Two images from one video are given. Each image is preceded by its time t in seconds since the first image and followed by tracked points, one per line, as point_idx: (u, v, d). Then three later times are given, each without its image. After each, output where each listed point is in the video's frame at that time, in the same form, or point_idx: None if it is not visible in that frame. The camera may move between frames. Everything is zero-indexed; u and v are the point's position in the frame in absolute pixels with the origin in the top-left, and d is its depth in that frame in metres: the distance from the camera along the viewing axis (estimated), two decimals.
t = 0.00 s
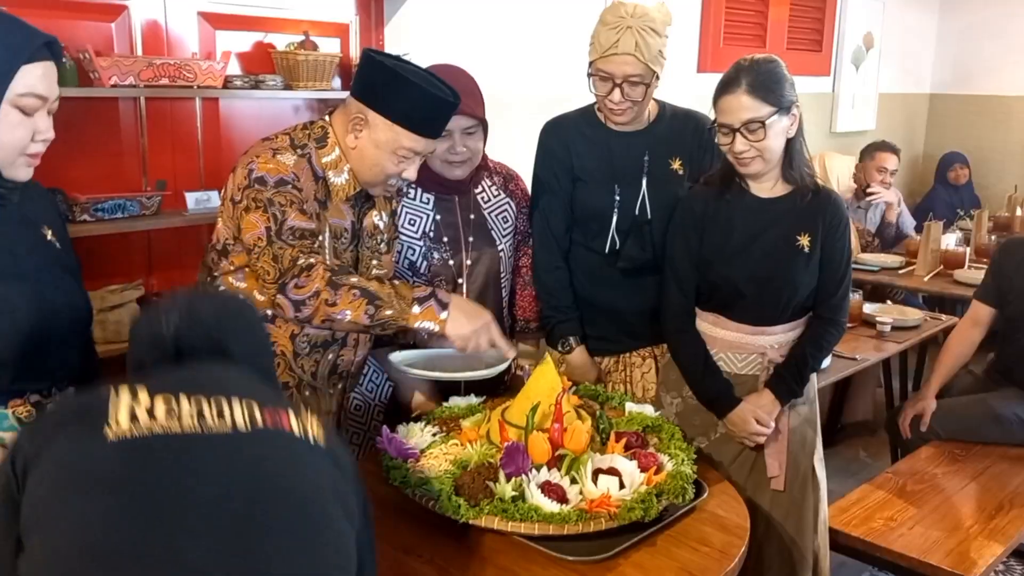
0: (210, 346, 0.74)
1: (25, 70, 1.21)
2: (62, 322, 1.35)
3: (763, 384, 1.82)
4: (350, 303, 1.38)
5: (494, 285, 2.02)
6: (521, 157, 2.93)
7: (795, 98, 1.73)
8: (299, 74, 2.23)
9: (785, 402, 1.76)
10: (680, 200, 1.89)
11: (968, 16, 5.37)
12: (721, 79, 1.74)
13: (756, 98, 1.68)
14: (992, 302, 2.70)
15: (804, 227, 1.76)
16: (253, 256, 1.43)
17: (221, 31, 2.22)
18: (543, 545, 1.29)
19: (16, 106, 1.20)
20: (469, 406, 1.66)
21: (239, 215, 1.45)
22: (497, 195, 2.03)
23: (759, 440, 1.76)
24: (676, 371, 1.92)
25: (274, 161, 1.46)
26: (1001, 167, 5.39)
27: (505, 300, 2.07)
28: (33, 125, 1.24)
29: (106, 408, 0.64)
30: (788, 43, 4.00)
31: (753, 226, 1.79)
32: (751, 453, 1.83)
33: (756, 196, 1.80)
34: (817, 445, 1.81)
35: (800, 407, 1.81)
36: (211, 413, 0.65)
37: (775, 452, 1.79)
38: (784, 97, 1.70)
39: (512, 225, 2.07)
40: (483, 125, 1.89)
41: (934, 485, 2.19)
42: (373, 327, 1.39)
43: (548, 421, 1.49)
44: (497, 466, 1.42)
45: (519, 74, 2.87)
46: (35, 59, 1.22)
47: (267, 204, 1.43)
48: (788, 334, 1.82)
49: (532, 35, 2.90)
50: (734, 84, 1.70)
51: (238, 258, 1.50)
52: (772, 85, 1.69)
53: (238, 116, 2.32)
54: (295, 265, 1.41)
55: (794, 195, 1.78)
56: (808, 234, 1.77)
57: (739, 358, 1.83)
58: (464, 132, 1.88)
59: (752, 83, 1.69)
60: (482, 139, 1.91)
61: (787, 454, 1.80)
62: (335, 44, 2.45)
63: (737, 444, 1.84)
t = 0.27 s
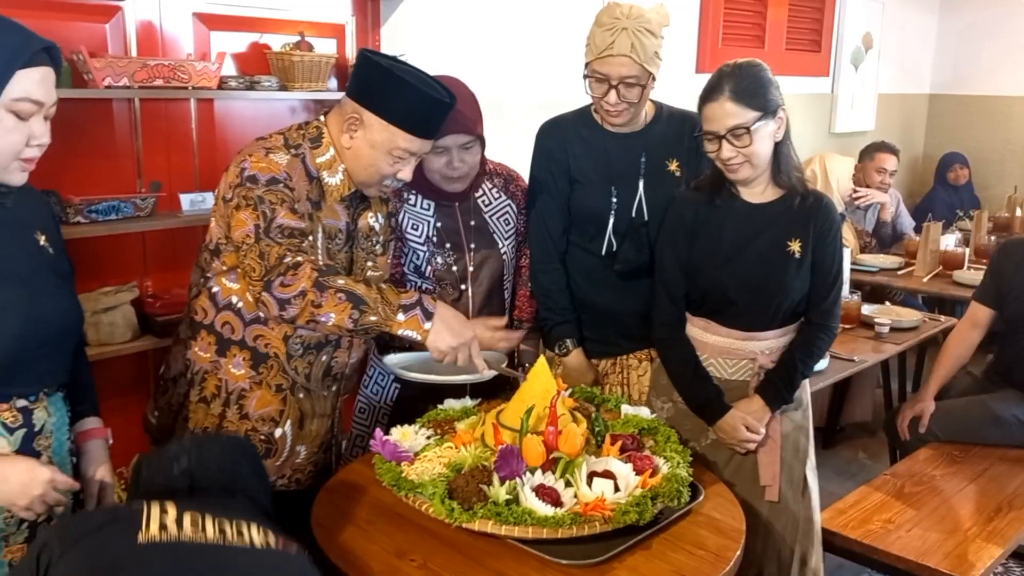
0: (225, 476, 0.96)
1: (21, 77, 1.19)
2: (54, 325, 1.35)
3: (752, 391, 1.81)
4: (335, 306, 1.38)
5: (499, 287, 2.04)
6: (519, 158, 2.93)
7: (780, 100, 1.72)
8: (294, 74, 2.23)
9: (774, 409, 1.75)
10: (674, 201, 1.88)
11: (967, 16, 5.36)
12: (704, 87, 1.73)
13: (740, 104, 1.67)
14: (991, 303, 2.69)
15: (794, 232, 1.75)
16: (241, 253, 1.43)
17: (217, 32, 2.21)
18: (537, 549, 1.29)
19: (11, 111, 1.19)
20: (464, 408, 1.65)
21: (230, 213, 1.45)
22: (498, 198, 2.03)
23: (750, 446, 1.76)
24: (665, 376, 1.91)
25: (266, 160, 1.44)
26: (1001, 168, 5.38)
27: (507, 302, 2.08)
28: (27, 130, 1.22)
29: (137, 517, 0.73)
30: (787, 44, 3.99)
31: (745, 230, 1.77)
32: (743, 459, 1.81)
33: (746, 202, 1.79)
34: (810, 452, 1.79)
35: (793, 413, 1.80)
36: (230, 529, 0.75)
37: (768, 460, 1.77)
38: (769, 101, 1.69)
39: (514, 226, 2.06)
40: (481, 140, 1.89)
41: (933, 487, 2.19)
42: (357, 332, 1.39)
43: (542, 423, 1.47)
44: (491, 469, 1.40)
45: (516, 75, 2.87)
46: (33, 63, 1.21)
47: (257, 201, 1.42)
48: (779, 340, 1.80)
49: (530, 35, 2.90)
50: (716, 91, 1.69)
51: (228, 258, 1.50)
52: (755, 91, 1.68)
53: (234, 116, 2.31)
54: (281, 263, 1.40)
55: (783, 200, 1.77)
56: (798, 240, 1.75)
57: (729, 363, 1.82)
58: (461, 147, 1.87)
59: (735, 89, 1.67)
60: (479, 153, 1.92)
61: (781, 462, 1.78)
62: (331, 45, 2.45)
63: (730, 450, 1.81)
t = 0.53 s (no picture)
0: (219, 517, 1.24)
1: None
2: (36, 324, 1.34)
3: (741, 393, 1.79)
4: (319, 302, 1.37)
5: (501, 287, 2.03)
6: (510, 157, 2.92)
7: (779, 101, 1.71)
8: (284, 74, 2.22)
9: (763, 413, 1.73)
10: (666, 207, 1.87)
11: (963, 16, 5.36)
12: (703, 85, 1.72)
13: (736, 103, 1.66)
14: (983, 302, 2.69)
15: (787, 234, 1.73)
16: (226, 250, 1.43)
17: (206, 31, 2.21)
18: (522, 548, 1.29)
19: None
20: (451, 407, 1.65)
21: (215, 211, 1.44)
22: (496, 197, 2.01)
23: (739, 448, 1.75)
24: (658, 377, 1.89)
25: (251, 158, 1.44)
26: (996, 168, 5.38)
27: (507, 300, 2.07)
28: (9, 126, 1.21)
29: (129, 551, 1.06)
30: (781, 43, 3.99)
31: (736, 231, 1.76)
32: (733, 462, 1.80)
33: (740, 202, 1.78)
34: (801, 458, 1.78)
35: (785, 417, 1.78)
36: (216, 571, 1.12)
37: (757, 464, 1.77)
38: (767, 100, 1.68)
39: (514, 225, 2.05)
40: (477, 144, 1.92)
41: (924, 486, 2.18)
42: (342, 329, 1.39)
43: (528, 423, 1.47)
44: (476, 469, 1.40)
45: (508, 74, 2.87)
46: (10, 58, 1.20)
47: (242, 198, 1.41)
48: (770, 341, 1.78)
49: (520, 34, 2.89)
50: (714, 89, 1.68)
51: (214, 256, 1.47)
52: (753, 91, 1.67)
53: (224, 115, 2.31)
54: (266, 259, 1.40)
55: (778, 201, 1.75)
56: (791, 242, 1.73)
57: (718, 364, 1.81)
58: (457, 151, 1.89)
59: (733, 87, 1.67)
60: (476, 156, 1.93)
61: (773, 465, 1.77)
62: (322, 44, 2.44)
63: (719, 453, 1.80)
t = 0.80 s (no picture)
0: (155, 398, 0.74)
1: None
2: (17, 328, 1.33)
3: (746, 400, 1.78)
4: (305, 307, 1.37)
5: (499, 290, 2.01)
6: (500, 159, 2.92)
7: (792, 102, 1.69)
8: (271, 76, 2.22)
9: (763, 421, 1.71)
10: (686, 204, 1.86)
11: (956, 17, 5.36)
12: (716, 82, 1.73)
13: (745, 100, 1.65)
14: (972, 303, 2.70)
15: (791, 239, 1.70)
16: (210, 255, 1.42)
17: (193, 33, 2.20)
18: (506, 554, 1.28)
19: None
20: (439, 411, 1.64)
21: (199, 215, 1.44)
22: (493, 200, 1.99)
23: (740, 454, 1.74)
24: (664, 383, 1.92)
25: (236, 162, 1.42)
26: (989, 168, 5.39)
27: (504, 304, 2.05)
28: None
29: (47, 468, 0.69)
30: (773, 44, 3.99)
31: (740, 233, 1.74)
32: (738, 471, 1.79)
33: (749, 204, 1.75)
34: (812, 469, 1.74)
35: (793, 429, 1.75)
36: (152, 476, 0.69)
37: (761, 472, 1.76)
38: (779, 100, 1.66)
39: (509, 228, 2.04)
40: (480, 145, 1.89)
41: (915, 487, 2.18)
42: (328, 334, 1.38)
43: (514, 427, 1.47)
44: (462, 474, 1.39)
45: (498, 76, 2.86)
46: None
47: (227, 203, 1.40)
48: (775, 349, 1.76)
49: (510, 35, 2.88)
50: (724, 87, 1.68)
51: (198, 261, 1.48)
52: (764, 89, 1.66)
53: (211, 118, 2.30)
54: (251, 265, 1.39)
55: (786, 204, 1.71)
56: (796, 247, 1.70)
57: (721, 371, 1.80)
58: (459, 152, 1.86)
59: (742, 85, 1.66)
60: (477, 157, 1.90)
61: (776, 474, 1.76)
62: (310, 46, 2.43)
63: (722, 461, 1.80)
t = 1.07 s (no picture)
0: (78, 220, 0.80)
1: None
2: None
3: (746, 406, 1.84)
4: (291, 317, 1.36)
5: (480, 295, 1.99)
6: (483, 162, 2.91)
7: (798, 108, 1.72)
8: (252, 78, 2.20)
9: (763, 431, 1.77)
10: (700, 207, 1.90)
11: (937, 19, 5.41)
12: (724, 88, 1.77)
13: (750, 105, 1.69)
14: (952, 306, 2.73)
15: (793, 247, 1.73)
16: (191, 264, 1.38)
17: (173, 36, 2.18)
18: (490, 561, 1.26)
19: None
20: (421, 418, 1.63)
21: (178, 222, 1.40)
22: (476, 205, 1.98)
23: (740, 460, 1.79)
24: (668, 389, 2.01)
25: (217, 168, 1.41)
26: (967, 170, 5.44)
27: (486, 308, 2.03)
28: None
29: None
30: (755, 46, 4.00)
31: (745, 240, 1.79)
32: (738, 477, 1.86)
33: (757, 210, 1.80)
34: (812, 476, 1.77)
35: (795, 437, 1.79)
36: (62, 370, 0.75)
37: (763, 480, 1.82)
38: (786, 105, 1.71)
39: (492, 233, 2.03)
40: (460, 145, 1.87)
41: (896, 488, 2.19)
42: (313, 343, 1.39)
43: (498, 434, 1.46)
44: (445, 481, 1.39)
45: (480, 78, 2.85)
46: None
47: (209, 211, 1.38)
48: (783, 358, 1.79)
49: (493, 38, 2.87)
50: (729, 92, 1.73)
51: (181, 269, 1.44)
52: (768, 94, 1.70)
53: (190, 122, 2.28)
54: (234, 273, 1.36)
55: (791, 211, 1.75)
56: (797, 254, 1.73)
57: (723, 376, 1.86)
58: (440, 152, 1.84)
59: (747, 90, 1.70)
60: (459, 158, 1.88)
61: (776, 482, 1.81)
62: (291, 48, 2.41)
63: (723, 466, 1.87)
